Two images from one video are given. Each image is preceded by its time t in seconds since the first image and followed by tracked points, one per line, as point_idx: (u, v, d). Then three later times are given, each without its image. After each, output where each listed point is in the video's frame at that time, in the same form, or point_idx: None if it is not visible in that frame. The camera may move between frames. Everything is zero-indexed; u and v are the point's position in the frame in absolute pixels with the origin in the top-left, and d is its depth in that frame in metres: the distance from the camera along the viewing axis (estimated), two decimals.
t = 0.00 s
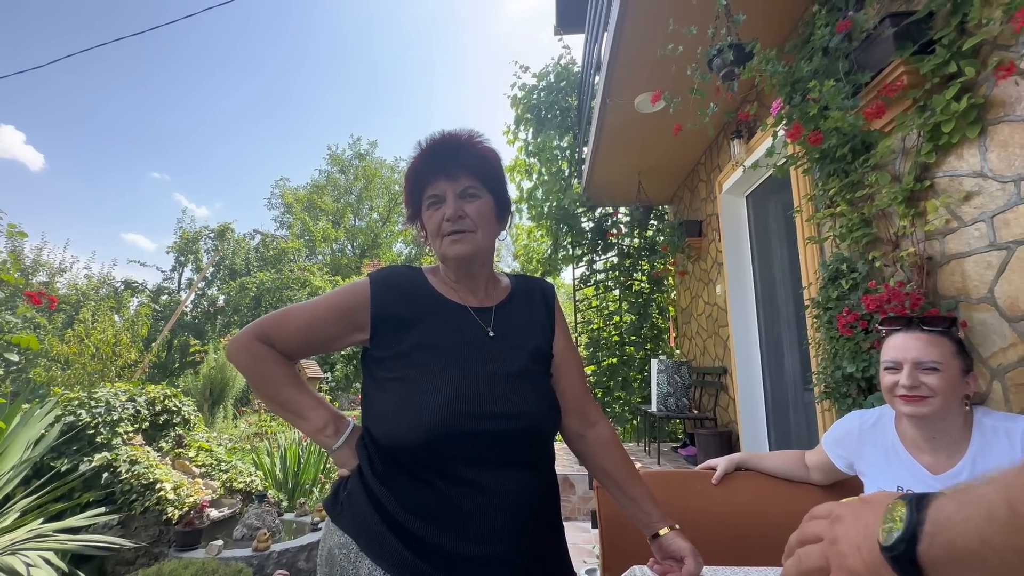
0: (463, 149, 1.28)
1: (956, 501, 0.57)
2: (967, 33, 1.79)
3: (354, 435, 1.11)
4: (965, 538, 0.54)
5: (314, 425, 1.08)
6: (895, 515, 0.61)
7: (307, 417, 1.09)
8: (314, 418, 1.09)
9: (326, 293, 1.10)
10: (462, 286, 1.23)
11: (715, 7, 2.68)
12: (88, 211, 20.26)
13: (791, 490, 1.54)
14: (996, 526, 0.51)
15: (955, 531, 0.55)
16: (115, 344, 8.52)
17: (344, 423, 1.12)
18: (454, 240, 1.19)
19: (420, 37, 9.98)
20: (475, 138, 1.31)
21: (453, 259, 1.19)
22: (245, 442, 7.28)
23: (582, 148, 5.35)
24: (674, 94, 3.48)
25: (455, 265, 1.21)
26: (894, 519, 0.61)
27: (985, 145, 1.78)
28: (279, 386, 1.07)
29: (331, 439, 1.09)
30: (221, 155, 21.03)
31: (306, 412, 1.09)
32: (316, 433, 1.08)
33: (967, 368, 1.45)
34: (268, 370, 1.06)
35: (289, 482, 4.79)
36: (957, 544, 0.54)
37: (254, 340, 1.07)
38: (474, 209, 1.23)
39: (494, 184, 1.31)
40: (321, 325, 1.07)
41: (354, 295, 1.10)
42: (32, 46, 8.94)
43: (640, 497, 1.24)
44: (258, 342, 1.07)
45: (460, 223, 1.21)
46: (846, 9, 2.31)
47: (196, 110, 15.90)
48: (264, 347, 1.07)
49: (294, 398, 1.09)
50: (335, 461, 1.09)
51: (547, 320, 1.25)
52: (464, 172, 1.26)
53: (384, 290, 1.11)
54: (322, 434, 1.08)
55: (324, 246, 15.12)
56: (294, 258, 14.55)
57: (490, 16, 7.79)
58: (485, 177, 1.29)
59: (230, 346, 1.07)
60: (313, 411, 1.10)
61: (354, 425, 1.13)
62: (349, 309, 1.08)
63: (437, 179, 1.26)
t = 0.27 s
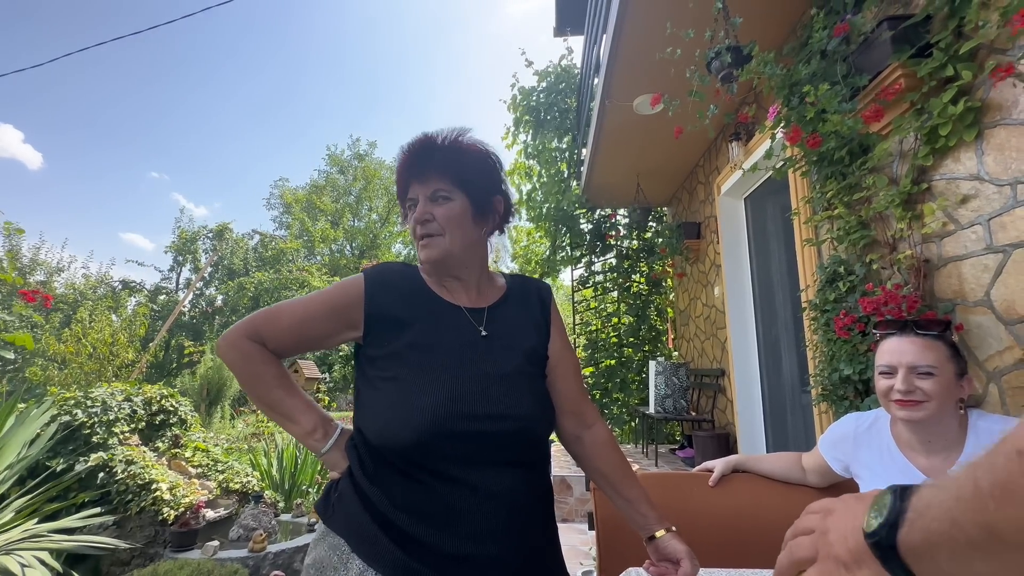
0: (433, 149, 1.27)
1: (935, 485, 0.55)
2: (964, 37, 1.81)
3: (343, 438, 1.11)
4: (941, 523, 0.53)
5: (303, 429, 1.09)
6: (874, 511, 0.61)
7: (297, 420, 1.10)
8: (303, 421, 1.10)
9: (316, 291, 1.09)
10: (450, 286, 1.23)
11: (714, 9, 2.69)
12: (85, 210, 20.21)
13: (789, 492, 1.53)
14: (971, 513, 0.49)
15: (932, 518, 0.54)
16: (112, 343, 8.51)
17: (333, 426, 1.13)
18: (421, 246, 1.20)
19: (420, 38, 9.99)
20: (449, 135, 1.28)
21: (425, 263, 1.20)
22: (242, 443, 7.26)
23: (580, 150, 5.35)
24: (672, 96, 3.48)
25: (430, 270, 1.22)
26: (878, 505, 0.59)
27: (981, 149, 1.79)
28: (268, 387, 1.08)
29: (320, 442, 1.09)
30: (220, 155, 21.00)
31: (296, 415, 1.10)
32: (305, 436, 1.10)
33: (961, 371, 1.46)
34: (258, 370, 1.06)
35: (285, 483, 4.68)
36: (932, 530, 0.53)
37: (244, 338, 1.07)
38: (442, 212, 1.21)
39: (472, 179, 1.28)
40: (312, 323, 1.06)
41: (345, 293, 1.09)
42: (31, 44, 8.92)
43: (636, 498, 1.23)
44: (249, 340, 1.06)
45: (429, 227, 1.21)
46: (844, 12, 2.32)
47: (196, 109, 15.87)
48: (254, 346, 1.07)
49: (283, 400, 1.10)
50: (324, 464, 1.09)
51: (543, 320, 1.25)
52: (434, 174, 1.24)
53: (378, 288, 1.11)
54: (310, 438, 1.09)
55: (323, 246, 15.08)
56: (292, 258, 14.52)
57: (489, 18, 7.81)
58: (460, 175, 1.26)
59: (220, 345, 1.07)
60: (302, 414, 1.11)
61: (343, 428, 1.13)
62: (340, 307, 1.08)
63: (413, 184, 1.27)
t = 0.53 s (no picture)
0: (450, 143, 1.26)
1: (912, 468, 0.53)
2: (963, 38, 1.81)
3: (338, 435, 1.10)
4: (920, 507, 0.50)
5: (299, 425, 1.08)
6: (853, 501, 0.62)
7: (292, 416, 1.09)
8: (298, 417, 1.09)
9: (315, 287, 1.08)
10: (455, 283, 1.22)
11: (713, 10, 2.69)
12: (83, 209, 20.17)
13: (787, 491, 1.52)
14: (950, 494, 0.47)
15: (911, 500, 0.51)
16: (108, 342, 8.48)
17: (329, 423, 1.12)
18: (442, 239, 1.19)
19: (419, 38, 9.99)
20: (464, 130, 1.29)
21: (442, 256, 1.19)
22: (239, 442, 7.24)
23: (579, 150, 5.35)
24: (672, 97, 3.48)
25: (444, 263, 1.21)
26: (857, 493, 0.58)
27: (981, 149, 1.79)
28: (265, 384, 1.06)
29: (315, 440, 1.08)
30: (219, 154, 20.97)
31: (291, 411, 1.09)
32: (300, 433, 1.08)
33: (960, 369, 1.46)
34: (255, 366, 1.05)
35: (282, 483, 4.62)
36: (911, 515, 0.51)
37: (241, 335, 1.06)
38: (463, 205, 1.22)
39: (484, 177, 1.30)
40: (309, 319, 1.06)
41: (344, 289, 1.08)
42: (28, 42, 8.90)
43: (636, 497, 1.23)
44: (246, 338, 1.06)
45: (448, 220, 1.20)
46: (844, 13, 2.32)
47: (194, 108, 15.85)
48: (252, 343, 1.06)
49: (279, 396, 1.08)
50: (320, 462, 1.08)
51: (542, 318, 1.25)
52: (453, 168, 1.25)
53: (375, 285, 1.10)
54: (306, 435, 1.08)
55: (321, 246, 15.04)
56: (290, 258, 14.49)
57: (489, 18, 7.81)
58: (475, 171, 1.28)
59: (218, 342, 1.06)
60: (298, 410, 1.09)
61: (339, 425, 1.12)
62: (340, 303, 1.07)
63: (426, 175, 1.26)
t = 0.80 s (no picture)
0: (449, 141, 1.26)
1: (847, 460, 0.57)
2: (960, 41, 1.81)
3: (333, 436, 1.10)
4: (850, 495, 0.54)
5: (293, 426, 1.07)
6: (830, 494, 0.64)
7: (287, 416, 1.08)
8: (293, 418, 1.08)
9: (311, 285, 1.08)
10: (452, 283, 1.22)
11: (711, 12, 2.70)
12: (80, 208, 20.11)
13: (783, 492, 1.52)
14: (873, 485, 0.50)
15: (843, 489, 0.55)
16: (104, 342, 8.44)
17: (324, 423, 1.11)
18: (439, 237, 1.19)
19: (418, 38, 9.96)
20: (463, 129, 1.29)
21: (439, 254, 1.19)
22: (235, 443, 7.22)
23: (578, 151, 5.35)
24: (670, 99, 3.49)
25: (441, 262, 1.20)
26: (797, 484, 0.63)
27: (977, 151, 1.79)
28: (260, 383, 1.06)
29: (310, 441, 1.08)
30: (216, 154, 20.92)
31: (286, 411, 1.09)
32: (294, 433, 1.08)
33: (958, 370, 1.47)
34: (249, 366, 1.05)
35: (279, 483, 4.73)
36: (843, 501, 0.55)
37: (237, 334, 1.06)
38: (461, 204, 1.22)
39: (483, 176, 1.30)
40: (305, 318, 1.05)
41: (339, 288, 1.08)
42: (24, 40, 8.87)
43: (633, 497, 1.22)
44: (242, 337, 1.05)
45: (446, 218, 1.20)
46: (841, 16, 2.34)
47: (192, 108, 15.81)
48: (247, 342, 1.06)
49: (274, 396, 1.08)
50: (313, 463, 1.08)
51: (540, 319, 1.25)
52: (451, 166, 1.25)
53: (373, 283, 1.10)
54: (300, 436, 1.07)
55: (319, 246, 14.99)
56: (288, 258, 14.44)
57: (487, 18, 7.79)
58: (473, 170, 1.28)
59: (212, 340, 1.06)
60: (292, 410, 1.09)
61: (334, 426, 1.12)
62: (336, 302, 1.07)
63: (424, 173, 1.26)
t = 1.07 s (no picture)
0: (438, 139, 1.26)
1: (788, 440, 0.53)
2: (958, 43, 1.81)
3: (334, 435, 1.09)
4: (791, 471, 0.50)
5: (294, 423, 1.07)
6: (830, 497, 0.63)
7: (288, 414, 1.08)
8: (294, 415, 1.08)
9: (311, 278, 1.07)
10: (447, 282, 1.23)
11: (709, 13, 2.70)
12: (75, 209, 20.03)
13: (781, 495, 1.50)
14: (816, 449, 0.47)
15: (785, 468, 0.51)
16: (100, 343, 8.41)
17: (325, 422, 1.10)
18: (424, 237, 1.19)
19: (416, 39, 9.98)
20: (454, 126, 1.28)
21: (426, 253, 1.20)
22: (232, 444, 7.19)
23: (576, 153, 5.36)
24: (669, 100, 3.49)
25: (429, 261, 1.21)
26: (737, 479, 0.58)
27: (975, 152, 1.80)
28: (260, 379, 1.05)
29: (310, 439, 1.07)
30: (214, 155, 20.91)
31: (287, 409, 1.08)
32: (296, 431, 1.07)
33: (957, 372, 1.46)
34: (249, 362, 1.04)
35: (277, 484, 4.62)
36: (782, 479, 0.50)
37: (236, 329, 1.05)
38: (447, 203, 1.21)
39: (475, 171, 1.28)
40: (305, 312, 1.04)
41: (338, 282, 1.07)
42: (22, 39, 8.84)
43: (633, 498, 1.21)
44: (241, 332, 1.04)
45: (432, 217, 1.21)
46: (840, 17, 2.34)
47: (189, 108, 15.76)
48: (246, 337, 1.05)
49: (274, 393, 1.07)
50: (313, 461, 1.07)
51: (541, 318, 1.24)
52: (439, 164, 1.24)
53: (374, 280, 1.09)
54: (301, 433, 1.07)
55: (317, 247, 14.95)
56: (286, 259, 14.40)
57: (486, 19, 7.80)
58: (463, 167, 1.26)
59: (211, 334, 1.05)
60: (293, 408, 1.09)
61: (335, 425, 1.11)
62: (336, 296, 1.06)
63: (413, 173, 1.27)
